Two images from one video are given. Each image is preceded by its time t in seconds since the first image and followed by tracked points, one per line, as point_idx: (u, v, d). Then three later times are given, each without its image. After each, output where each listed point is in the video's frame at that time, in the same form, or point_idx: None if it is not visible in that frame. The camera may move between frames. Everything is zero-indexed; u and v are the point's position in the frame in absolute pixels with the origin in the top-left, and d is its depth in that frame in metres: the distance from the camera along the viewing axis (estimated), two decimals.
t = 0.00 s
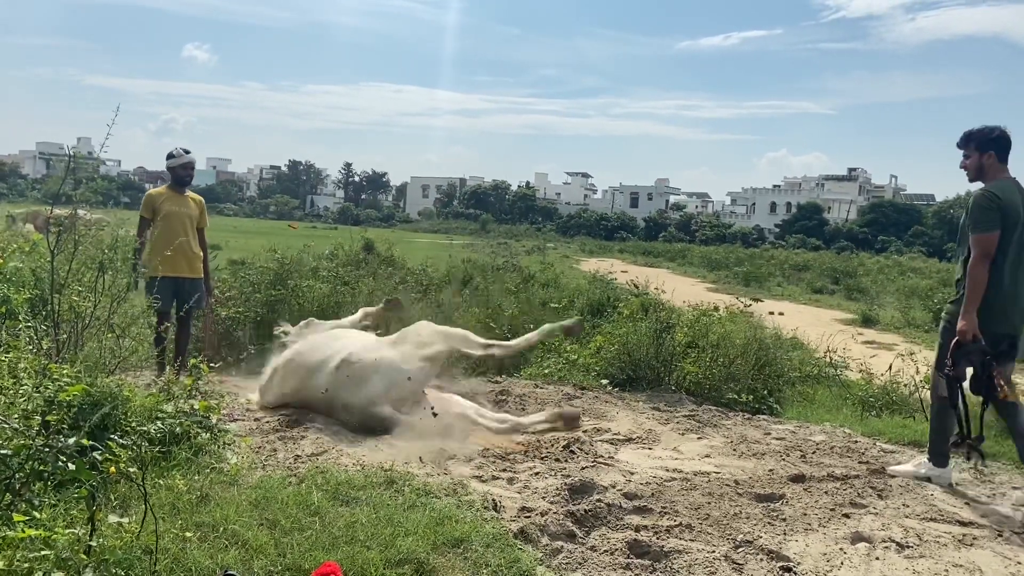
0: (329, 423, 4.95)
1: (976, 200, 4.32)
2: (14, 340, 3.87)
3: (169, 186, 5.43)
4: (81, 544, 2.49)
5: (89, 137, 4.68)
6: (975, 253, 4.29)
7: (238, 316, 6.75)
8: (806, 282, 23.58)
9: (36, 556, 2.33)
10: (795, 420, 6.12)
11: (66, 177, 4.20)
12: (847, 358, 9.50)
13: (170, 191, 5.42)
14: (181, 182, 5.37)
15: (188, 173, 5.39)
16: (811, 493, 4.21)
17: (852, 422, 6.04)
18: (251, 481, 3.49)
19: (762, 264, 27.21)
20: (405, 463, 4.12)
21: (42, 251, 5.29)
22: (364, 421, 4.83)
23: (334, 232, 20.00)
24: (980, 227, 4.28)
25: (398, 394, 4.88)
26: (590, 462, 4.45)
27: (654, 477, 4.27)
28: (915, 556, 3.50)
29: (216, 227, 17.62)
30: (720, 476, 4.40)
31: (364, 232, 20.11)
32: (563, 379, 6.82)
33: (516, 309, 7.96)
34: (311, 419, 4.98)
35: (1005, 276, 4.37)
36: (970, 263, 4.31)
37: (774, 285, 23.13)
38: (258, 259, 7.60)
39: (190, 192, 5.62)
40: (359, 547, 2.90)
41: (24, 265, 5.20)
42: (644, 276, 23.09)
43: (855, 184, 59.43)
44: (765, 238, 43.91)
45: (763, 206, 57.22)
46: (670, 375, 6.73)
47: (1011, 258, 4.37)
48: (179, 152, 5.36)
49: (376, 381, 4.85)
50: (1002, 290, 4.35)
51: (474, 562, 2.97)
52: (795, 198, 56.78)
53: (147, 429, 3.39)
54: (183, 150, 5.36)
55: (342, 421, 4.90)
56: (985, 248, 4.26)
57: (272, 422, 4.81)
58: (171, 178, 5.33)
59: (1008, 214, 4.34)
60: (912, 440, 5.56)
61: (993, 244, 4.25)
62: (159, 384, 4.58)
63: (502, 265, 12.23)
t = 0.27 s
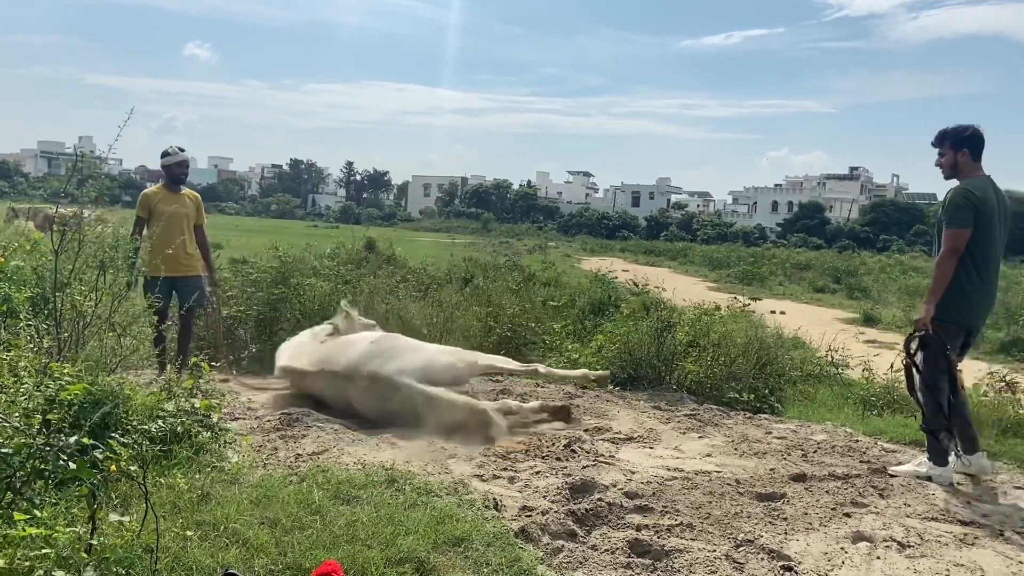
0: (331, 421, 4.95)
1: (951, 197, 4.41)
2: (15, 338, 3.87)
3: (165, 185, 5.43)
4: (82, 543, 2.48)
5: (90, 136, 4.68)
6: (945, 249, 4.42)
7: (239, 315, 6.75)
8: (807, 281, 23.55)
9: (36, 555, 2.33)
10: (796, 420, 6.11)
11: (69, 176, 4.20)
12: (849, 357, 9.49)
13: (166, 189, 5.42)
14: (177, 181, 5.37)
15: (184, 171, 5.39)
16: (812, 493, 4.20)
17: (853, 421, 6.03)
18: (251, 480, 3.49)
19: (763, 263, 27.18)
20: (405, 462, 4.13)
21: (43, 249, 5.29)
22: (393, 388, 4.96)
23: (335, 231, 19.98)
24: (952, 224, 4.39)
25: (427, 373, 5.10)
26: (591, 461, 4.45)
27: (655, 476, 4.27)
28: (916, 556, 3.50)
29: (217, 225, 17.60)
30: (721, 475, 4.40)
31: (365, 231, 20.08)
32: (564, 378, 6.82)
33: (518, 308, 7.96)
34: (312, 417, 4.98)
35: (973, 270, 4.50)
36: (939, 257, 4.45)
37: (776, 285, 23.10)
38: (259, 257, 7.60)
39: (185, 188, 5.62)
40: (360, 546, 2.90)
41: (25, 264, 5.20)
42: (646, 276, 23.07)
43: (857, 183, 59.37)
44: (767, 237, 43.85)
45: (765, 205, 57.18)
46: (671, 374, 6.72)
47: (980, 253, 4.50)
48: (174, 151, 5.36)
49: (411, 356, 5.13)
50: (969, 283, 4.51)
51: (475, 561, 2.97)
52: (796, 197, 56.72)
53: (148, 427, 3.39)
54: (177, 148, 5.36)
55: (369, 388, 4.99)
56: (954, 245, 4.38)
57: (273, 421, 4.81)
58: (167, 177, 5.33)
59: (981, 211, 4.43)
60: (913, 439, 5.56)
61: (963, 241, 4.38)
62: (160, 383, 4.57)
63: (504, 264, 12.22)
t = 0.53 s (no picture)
0: (333, 420, 4.95)
1: (947, 197, 4.47)
2: (17, 337, 3.88)
3: (168, 185, 5.45)
4: (84, 541, 2.50)
5: (92, 135, 4.69)
6: (947, 248, 4.43)
7: (241, 313, 6.76)
8: (810, 280, 23.52)
9: (39, 553, 2.37)
10: (798, 418, 6.10)
11: (71, 175, 4.21)
12: (851, 356, 9.47)
13: (167, 188, 5.45)
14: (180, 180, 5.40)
15: (187, 169, 5.42)
16: (814, 491, 4.20)
17: (855, 420, 6.03)
18: (253, 478, 3.50)
19: (766, 262, 27.15)
20: (407, 461, 4.13)
21: (46, 248, 5.30)
22: (424, 371, 5.10)
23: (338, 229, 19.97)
24: (953, 223, 4.42)
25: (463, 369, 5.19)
26: (593, 459, 4.45)
27: (657, 474, 4.27)
28: (918, 554, 3.50)
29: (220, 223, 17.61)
30: (723, 474, 4.40)
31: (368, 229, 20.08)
32: (566, 377, 6.82)
33: (520, 306, 7.96)
34: (314, 415, 4.98)
35: (970, 268, 4.55)
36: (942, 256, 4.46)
37: (778, 283, 23.06)
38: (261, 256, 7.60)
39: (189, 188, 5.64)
40: (361, 544, 2.90)
41: (27, 262, 5.20)
42: (648, 274, 23.05)
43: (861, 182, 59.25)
44: (770, 236, 43.78)
45: (768, 204, 57.10)
46: (673, 373, 6.72)
47: (976, 252, 4.55)
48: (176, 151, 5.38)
49: (453, 352, 5.28)
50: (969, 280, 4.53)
51: (476, 559, 2.98)
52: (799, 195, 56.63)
53: (150, 425, 3.40)
54: (179, 147, 5.40)
55: (401, 369, 5.15)
56: (957, 244, 4.40)
57: (275, 419, 4.81)
58: (170, 176, 5.37)
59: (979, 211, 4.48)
60: (915, 438, 5.55)
61: (966, 239, 4.40)
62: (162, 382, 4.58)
63: (506, 263, 12.22)
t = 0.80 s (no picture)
0: (337, 418, 4.96)
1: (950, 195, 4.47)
2: (23, 335, 3.89)
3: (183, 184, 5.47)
4: (89, 538, 2.51)
5: (96, 133, 4.70)
6: (953, 245, 4.41)
7: (246, 312, 6.77)
8: (814, 279, 23.48)
9: (44, 550, 2.38)
10: (802, 417, 6.10)
11: (70, 171, 4.22)
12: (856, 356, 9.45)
13: (181, 189, 5.47)
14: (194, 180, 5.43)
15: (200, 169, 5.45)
16: (818, 490, 4.20)
17: (859, 419, 6.02)
18: (258, 476, 3.51)
19: (770, 260, 27.10)
20: (411, 459, 4.14)
21: (51, 246, 5.32)
22: (455, 360, 5.10)
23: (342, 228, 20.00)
24: (955, 219, 4.42)
25: (492, 369, 5.19)
26: (597, 458, 4.45)
27: (660, 473, 4.27)
28: (922, 553, 3.49)
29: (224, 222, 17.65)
30: (727, 472, 4.40)
31: (372, 228, 20.10)
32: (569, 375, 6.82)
33: (523, 305, 7.96)
34: (319, 413, 4.99)
35: (972, 264, 4.54)
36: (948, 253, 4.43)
37: (783, 282, 23.02)
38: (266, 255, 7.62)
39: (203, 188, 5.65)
40: (365, 542, 2.91)
41: (33, 260, 5.22)
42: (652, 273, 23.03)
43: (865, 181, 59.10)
44: (774, 234, 43.70)
45: (772, 203, 56.99)
46: (677, 372, 6.72)
47: (978, 248, 4.54)
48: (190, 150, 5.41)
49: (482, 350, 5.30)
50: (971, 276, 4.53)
51: (480, 557, 2.98)
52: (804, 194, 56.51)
53: (155, 423, 3.41)
54: (193, 147, 5.43)
55: (431, 354, 5.14)
56: (961, 240, 4.39)
57: (280, 417, 4.82)
58: (185, 176, 5.40)
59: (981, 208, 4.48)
60: (920, 437, 5.54)
61: (968, 236, 4.39)
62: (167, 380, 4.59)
63: (510, 262, 12.22)
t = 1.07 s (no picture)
0: (343, 415, 4.97)
1: (955, 193, 4.46)
2: (30, 332, 3.91)
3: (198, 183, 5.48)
4: (97, 535, 2.54)
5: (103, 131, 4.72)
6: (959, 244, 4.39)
7: (252, 310, 6.79)
8: (820, 277, 23.42)
9: (53, 546, 2.45)
10: (808, 415, 6.08)
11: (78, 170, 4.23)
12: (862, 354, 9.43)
13: (197, 187, 5.49)
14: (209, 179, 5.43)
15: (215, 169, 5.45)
16: (824, 488, 4.19)
17: (865, 417, 6.00)
18: (264, 473, 3.52)
19: (775, 258, 27.03)
20: (416, 456, 4.14)
21: (58, 244, 5.34)
22: (469, 352, 5.08)
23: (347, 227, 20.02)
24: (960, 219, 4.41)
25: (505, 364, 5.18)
26: (603, 455, 4.45)
27: (666, 470, 4.27)
28: (929, 551, 3.48)
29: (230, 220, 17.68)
30: (733, 470, 4.39)
31: (377, 226, 20.12)
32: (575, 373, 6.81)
33: (528, 303, 7.95)
34: (325, 410, 5.00)
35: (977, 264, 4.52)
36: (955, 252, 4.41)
37: (788, 280, 22.97)
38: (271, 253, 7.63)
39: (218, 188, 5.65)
40: (372, 538, 2.91)
41: (40, 258, 5.24)
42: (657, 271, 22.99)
43: (871, 179, 58.91)
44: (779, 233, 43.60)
45: (778, 200, 56.84)
46: (682, 369, 6.71)
47: (983, 245, 4.52)
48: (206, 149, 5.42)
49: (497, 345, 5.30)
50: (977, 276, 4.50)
51: (486, 553, 2.99)
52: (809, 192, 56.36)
53: (163, 420, 3.42)
54: (209, 146, 5.44)
55: (446, 344, 5.13)
56: (968, 239, 4.37)
57: (286, 415, 4.83)
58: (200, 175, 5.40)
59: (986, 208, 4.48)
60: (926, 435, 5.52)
61: (974, 235, 4.37)
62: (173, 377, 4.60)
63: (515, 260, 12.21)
